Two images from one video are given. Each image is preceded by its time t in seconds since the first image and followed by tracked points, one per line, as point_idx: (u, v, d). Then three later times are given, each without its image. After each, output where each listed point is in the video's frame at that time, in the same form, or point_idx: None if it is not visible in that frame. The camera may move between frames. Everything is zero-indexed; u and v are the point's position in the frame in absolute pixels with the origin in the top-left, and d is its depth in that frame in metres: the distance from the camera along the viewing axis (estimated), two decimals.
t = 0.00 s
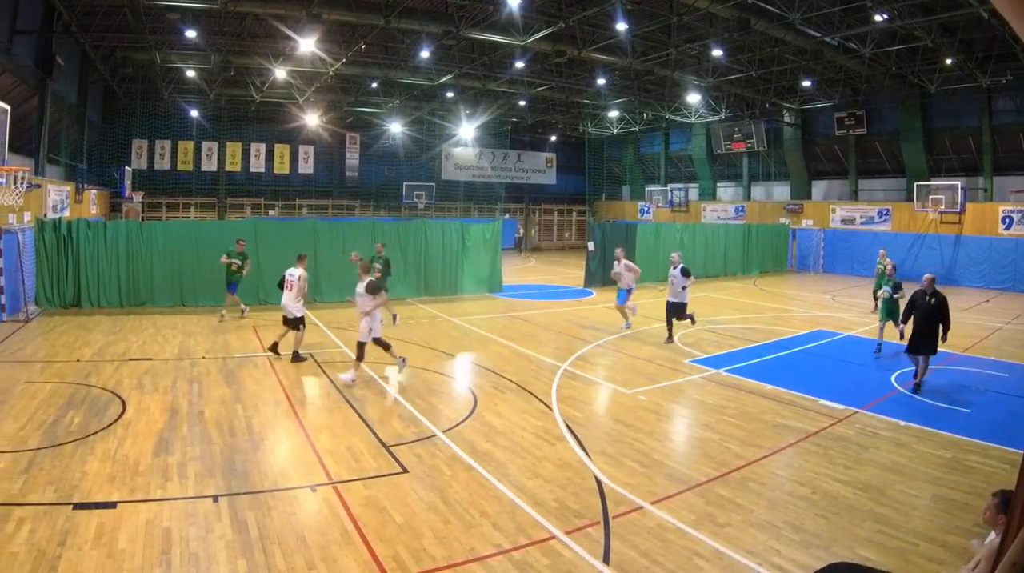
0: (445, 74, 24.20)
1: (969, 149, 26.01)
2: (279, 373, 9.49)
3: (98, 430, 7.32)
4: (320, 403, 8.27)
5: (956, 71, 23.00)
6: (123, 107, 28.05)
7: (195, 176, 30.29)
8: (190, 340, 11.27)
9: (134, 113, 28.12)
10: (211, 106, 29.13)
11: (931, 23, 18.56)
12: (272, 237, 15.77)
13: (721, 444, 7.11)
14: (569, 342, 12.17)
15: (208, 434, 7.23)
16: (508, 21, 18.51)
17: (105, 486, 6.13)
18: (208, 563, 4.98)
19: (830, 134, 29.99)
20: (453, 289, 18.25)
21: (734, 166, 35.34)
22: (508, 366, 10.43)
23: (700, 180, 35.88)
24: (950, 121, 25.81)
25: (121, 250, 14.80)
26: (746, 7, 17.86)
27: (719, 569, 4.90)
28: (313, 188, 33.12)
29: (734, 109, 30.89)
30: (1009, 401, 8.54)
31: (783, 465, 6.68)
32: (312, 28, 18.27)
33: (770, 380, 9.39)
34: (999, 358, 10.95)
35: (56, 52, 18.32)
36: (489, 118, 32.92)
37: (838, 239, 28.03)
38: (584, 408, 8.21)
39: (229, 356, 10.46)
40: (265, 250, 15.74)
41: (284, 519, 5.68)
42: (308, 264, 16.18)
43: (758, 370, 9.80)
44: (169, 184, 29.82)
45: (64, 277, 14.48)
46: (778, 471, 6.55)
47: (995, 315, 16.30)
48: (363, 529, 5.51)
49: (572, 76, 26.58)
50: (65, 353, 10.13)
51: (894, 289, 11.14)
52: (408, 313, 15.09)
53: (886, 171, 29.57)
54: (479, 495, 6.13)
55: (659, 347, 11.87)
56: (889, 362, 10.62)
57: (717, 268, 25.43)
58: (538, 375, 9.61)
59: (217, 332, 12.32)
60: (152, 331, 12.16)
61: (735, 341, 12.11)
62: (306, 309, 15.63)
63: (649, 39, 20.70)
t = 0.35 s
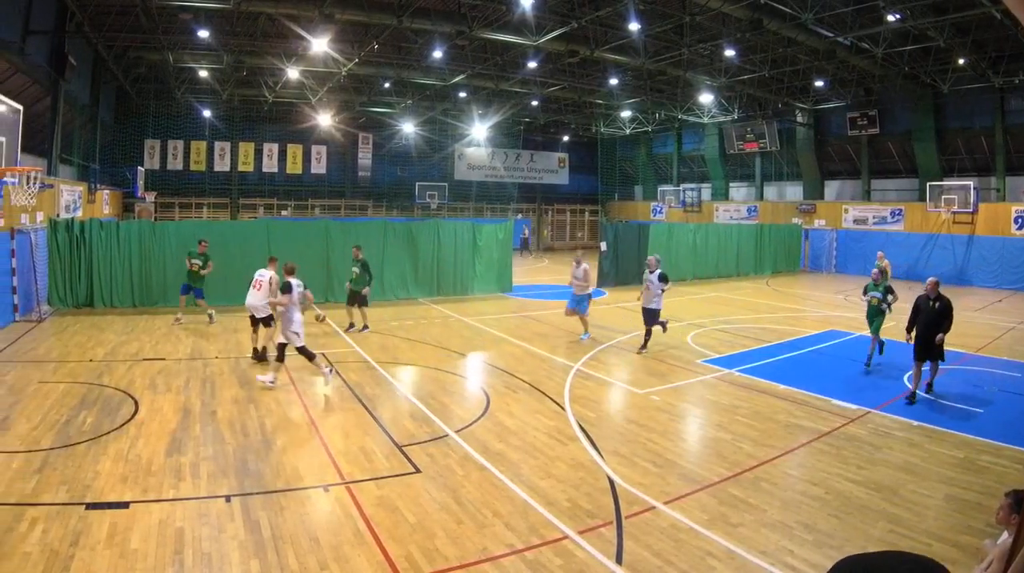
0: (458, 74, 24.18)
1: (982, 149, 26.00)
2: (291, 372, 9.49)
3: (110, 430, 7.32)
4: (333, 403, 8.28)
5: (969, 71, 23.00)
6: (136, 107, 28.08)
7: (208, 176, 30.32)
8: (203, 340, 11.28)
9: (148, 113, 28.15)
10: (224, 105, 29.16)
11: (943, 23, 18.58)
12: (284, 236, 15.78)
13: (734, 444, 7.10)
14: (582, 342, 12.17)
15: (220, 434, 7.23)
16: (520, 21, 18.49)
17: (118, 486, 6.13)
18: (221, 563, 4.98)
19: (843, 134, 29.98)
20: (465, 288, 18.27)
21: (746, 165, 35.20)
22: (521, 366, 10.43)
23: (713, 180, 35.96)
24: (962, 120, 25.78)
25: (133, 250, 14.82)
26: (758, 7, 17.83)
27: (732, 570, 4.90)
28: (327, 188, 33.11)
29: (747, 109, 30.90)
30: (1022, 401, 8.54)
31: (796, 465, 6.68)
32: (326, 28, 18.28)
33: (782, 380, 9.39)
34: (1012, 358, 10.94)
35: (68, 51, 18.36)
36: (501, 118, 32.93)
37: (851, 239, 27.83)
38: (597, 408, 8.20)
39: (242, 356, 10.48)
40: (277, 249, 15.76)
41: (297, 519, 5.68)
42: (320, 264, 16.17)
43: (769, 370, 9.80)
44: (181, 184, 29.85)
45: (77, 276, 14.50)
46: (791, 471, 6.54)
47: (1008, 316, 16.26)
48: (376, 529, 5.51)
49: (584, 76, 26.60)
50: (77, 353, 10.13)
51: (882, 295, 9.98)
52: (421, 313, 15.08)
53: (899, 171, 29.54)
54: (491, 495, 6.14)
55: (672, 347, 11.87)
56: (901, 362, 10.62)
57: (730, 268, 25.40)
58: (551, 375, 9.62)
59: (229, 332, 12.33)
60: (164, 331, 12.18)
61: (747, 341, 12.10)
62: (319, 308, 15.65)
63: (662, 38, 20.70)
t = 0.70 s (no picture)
0: (471, 74, 24.19)
1: (994, 149, 26.01)
2: (304, 373, 9.49)
3: (123, 430, 7.33)
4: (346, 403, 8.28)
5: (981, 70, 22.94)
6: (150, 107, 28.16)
7: (221, 176, 30.37)
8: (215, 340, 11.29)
9: (161, 113, 28.23)
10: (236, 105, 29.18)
11: (956, 23, 18.58)
12: (296, 236, 15.79)
13: (747, 444, 7.10)
14: (594, 343, 12.18)
15: (233, 434, 7.23)
16: (533, 21, 18.51)
17: (130, 486, 6.13)
18: (235, 563, 4.98)
19: (856, 134, 30.03)
20: (477, 289, 18.27)
21: (761, 166, 35.52)
22: (534, 366, 10.44)
23: (727, 180, 35.99)
24: (974, 121, 25.74)
25: (146, 250, 14.81)
26: (770, 8, 17.81)
27: (744, 569, 4.90)
28: (340, 187, 33.13)
29: (760, 109, 30.94)
30: None
31: (810, 465, 6.68)
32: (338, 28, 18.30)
33: (795, 380, 9.39)
34: None
35: (81, 52, 18.40)
36: (514, 118, 32.92)
37: (863, 239, 28.07)
38: (609, 408, 8.20)
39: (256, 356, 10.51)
40: (289, 249, 15.77)
41: (310, 519, 5.69)
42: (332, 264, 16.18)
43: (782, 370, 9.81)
44: (194, 184, 29.94)
45: (90, 277, 14.51)
46: (804, 471, 6.54)
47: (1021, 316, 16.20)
48: (388, 529, 5.51)
49: (597, 76, 26.63)
50: (90, 353, 10.15)
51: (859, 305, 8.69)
52: (433, 313, 15.08)
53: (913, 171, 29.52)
54: (504, 495, 6.13)
55: (685, 347, 11.87)
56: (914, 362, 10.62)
57: (743, 268, 25.36)
58: (564, 375, 9.62)
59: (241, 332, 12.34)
60: (177, 331, 12.21)
61: (760, 341, 12.11)
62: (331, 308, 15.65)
63: (675, 39, 20.74)
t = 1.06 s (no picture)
0: (483, 73, 24.15)
1: (1007, 148, 26.01)
2: (316, 373, 9.49)
3: (136, 430, 7.33)
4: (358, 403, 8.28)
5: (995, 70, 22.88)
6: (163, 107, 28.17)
7: (234, 176, 30.35)
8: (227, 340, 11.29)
9: (173, 113, 28.26)
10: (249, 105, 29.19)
11: (968, 23, 18.57)
12: (308, 236, 15.80)
13: (760, 444, 7.10)
14: (606, 343, 12.18)
15: (246, 434, 7.23)
16: (546, 21, 18.52)
17: (143, 486, 6.12)
18: (247, 563, 4.98)
19: (869, 134, 30.02)
20: (489, 289, 18.27)
21: (774, 165, 35.51)
22: (546, 366, 10.45)
23: (739, 180, 35.99)
24: (988, 121, 25.70)
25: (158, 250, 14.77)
26: (783, 8, 17.78)
27: (757, 569, 4.90)
28: (352, 187, 33.09)
29: (772, 109, 30.94)
30: None
31: (823, 465, 6.68)
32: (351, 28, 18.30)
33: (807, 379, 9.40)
34: None
35: (94, 52, 18.40)
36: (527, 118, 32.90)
37: (876, 239, 28.12)
38: (622, 408, 8.20)
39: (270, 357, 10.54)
40: (301, 249, 15.79)
41: (323, 519, 5.69)
42: (345, 264, 16.18)
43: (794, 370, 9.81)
44: (206, 184, 29.83)
45: (103, 277, 14.52)
46: (817, 471, 6.54)
47: None
48: (401, 529, 5.50)
49: (610, 76, 26.61)
50: (102, 353, 10.16)
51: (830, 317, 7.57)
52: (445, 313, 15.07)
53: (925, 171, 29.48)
54: (517, 495, 6.13)
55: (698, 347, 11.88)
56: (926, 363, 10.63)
57: (755, 268, 25.35)
58: (578, 375, 9.62)
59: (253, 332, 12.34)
60: (191, 331, 12.25)
61: (773, 341, 12.12)
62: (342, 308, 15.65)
63: (688, 38, 20.75)
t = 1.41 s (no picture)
0: (496, 74, 24.18)
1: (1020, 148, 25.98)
2: (328, 373, 9.49)
3: (149, 430, 7.33)
4: (370, 403, 8.29)
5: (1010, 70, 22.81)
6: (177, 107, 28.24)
7: (246, 176, 30.38)
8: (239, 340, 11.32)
9: (186, 113, 28.32)
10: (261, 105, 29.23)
11: (981, 23, 18.56)
12: (322, 237, 15.78)
13: (773, 444, 7.11)
14: (619, 343, 12.19)
15: (259, 434, 7.23)
16: (559, 21, 18.51)
17: (156, 486, 6.13)
18: (261, 563, 4.97)
19: (882, 134, 30.02)
20: (502, 289, 18.32)
21: (787, 166, 35.54)
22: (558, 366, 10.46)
23: (752, 180, 36.00)
24: (1001, 121, 25.68)
25: (172, 250, 14.87)
26: (796, 8, 17.75)
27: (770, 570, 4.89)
28: (365, 187, 33.10)
29: (785, 109, 30.97)
30: None
31: (837, 465, 6.68)
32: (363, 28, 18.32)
33: (819, 379, 9.40)
34: None
35: (107, 52, 18.44)
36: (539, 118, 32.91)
37: (888, 239, 28.18)
38: (636, 408, 8.20)
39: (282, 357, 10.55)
40: (314, 249, 15.77)
41: (335, 519, 5.69)
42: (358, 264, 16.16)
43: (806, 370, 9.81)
44: (219, 184, 29.89)
45: (115, 277, 14.53)
46: (830, 471, 6.54)
47: None
48: (414, 529, 5.50)
49: (623, 76, 26.61)
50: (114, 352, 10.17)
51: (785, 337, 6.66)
52: (457, 313, 15.08)
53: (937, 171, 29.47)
54: (530, 495, 6.13)
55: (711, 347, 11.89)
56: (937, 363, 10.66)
57: (768, 268, 25.38)
58: (591, 375, 9.64)
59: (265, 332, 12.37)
60: (203, 331, 12.27)
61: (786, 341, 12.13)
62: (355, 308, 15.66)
63: (700, 39, 20.77)
